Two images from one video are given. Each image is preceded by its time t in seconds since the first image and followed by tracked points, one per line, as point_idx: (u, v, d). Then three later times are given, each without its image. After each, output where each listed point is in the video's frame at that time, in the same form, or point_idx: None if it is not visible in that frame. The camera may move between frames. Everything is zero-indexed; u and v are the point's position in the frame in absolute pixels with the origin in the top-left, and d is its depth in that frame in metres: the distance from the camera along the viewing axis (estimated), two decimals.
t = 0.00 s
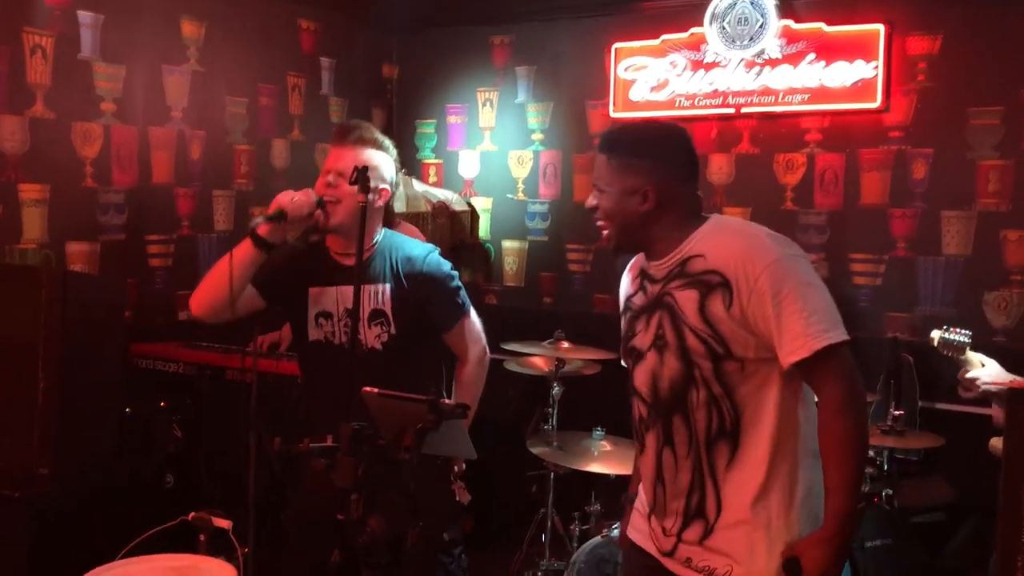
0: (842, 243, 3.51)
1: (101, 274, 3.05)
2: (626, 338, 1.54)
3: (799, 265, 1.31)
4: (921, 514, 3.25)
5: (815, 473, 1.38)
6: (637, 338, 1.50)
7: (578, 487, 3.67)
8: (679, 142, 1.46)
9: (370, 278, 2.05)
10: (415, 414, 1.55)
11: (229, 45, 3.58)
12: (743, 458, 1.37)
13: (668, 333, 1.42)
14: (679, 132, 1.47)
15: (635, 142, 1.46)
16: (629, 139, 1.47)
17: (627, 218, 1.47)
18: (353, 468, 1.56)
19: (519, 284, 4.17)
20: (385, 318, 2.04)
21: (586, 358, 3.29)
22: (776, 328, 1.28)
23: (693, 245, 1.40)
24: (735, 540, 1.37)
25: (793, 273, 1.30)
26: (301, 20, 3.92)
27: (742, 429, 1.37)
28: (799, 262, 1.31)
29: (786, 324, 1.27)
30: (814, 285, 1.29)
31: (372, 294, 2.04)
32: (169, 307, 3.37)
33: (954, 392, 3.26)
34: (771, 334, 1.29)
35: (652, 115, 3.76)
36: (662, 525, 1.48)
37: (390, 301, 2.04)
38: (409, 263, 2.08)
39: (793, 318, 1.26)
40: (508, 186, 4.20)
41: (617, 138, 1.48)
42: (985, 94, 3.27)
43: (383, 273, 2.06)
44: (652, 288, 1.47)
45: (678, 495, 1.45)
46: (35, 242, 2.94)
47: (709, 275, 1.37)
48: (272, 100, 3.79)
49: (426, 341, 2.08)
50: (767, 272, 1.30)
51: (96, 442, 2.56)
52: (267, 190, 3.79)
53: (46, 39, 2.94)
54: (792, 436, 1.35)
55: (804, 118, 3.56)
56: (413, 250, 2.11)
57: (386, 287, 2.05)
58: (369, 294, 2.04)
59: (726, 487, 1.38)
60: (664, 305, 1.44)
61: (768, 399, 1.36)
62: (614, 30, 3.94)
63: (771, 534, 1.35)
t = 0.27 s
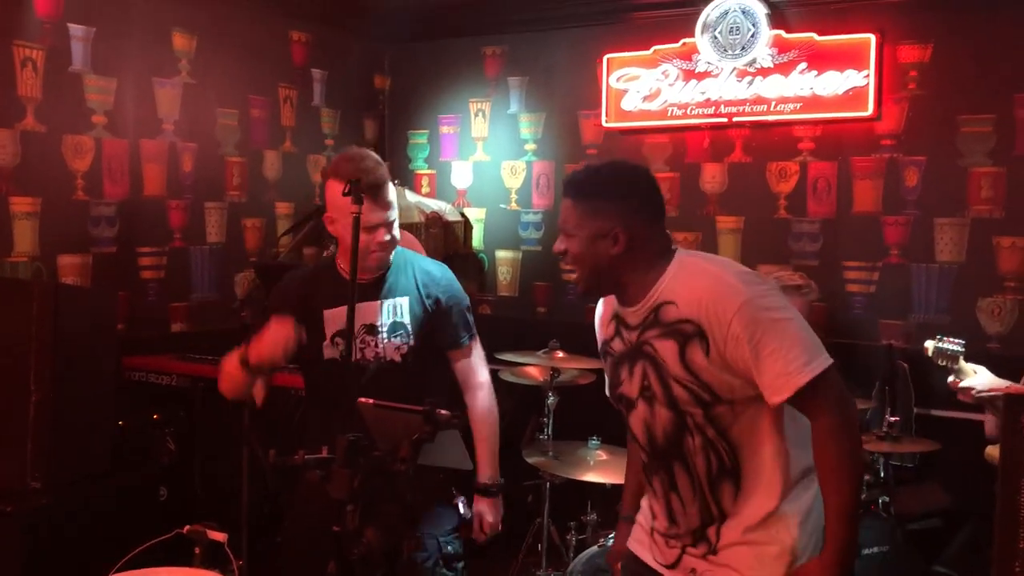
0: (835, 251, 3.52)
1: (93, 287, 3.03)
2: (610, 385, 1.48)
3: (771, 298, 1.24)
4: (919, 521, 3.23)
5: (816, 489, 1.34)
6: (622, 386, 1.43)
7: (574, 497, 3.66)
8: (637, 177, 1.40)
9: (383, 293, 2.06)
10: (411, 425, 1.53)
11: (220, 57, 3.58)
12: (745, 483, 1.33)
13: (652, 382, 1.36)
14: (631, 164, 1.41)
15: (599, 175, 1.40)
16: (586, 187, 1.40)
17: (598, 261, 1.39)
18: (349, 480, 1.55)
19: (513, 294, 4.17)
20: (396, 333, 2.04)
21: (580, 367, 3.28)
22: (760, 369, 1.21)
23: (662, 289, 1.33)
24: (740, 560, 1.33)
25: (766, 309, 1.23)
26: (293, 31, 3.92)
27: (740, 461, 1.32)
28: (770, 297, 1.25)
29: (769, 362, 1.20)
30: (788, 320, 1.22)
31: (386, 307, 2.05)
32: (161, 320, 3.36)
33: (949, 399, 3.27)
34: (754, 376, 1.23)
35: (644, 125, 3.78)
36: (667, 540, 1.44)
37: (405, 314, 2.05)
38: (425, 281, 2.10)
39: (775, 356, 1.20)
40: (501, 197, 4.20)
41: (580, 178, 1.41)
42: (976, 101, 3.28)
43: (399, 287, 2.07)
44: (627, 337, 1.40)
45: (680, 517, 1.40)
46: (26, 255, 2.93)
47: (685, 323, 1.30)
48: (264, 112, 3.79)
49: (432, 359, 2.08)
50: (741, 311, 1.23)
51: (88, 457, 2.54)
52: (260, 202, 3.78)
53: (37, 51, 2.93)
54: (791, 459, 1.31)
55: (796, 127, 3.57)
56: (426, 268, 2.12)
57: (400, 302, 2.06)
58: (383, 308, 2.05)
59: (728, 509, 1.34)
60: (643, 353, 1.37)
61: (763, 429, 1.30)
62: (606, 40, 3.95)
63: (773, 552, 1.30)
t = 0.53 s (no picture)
0: (825, 256, 3.53)
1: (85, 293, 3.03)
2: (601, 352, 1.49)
3: (782, 280, 1.29)
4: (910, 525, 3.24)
5: (794, 487, 1.34)
6: (614, 350, 1.45)
7: (567, 503, 3.67)
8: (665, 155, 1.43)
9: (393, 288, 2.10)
10: (405, 431, 1.53)
11: (212, 63, 3.57)
12: (723, 474, 1.32)
13: (649, 345, 1.38)
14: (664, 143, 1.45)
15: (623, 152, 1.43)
16: (617, 152, 1.43)
17: (611, 228, 1.43)
18: (343, 486, 1.56)
19: (505, 300, 4.17)
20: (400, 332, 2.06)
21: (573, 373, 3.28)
22: (763, 344, 1.25)
23: (677, 258, 1.37)
24: (714, 557, 1.32)
25: (778, 290, 1.27)
26: (284, 37, 3.92)
27: (721, 442, 1.32)
28: (781, 278, 1.29)
29: (774, 340, 1.24)
30: (794, 304, 1.27)
31: (394, 303, 2.09)
32: (153, 326, 3.35)
33: (939, 403, 3.28)
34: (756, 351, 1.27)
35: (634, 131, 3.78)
36: (639, 538, 1.42)
37: (411, 312, 2.09)
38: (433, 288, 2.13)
39: (779, 334, 1.24)
40: (493, 202, 4.20)
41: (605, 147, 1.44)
42: (964, 107, 3.31)
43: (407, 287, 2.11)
44: (632, 300, 1.43)
45: (655, 510, 1.39)
46: (17, 262, 2.92)
47: (692, 289, 1.34)
48: (255, 118, 3.79)
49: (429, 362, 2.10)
50: (753, 287, 1.27)
51: (80, 465, 2.53)
52: (251, 208, 3.78)
53: (27, 58, 2.93)
54: (771, 451, 1.32)
55: (786, 132, 3.59)
56: (433, 277, 2.15)
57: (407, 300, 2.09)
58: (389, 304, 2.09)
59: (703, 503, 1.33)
60: (645, 318, 1.40)
61: (748, 411, 1.32)
62: (597, 47, 3.96)
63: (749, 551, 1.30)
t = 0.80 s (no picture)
0: (816, 257, 3.55)
1: (76, 294, 3.02)
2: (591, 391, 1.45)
3: (745, 300, 1.22)
4: (902, 526, 3.24)
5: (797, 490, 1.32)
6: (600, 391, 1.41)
7: (559, 503, 3.67)
8: (612, 185, 1.37)
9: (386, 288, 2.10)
10: (399, 432, 1.54)
11: (204, 64, 3.57)
12: (722, 491, 1.30)
13: (628, 390, 1.34)
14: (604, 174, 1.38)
15: (574, 190, 1.37)
16: (563, 195, 1.37)
17: (569, 268, 1.38)
18: (336, 487, 1.55)
19: (497, 301, 4.17)
20: (392, 330, 2.07)
21: (565, 374, 3.29)
22: (732, 372, 1.18)
23: (638, 293, 1.31)
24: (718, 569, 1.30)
25: (739, 313, 1.20)
26: (276, 38, 3.92)
27: (716, 466, 1.30)
28: (744, 300, 1.22)
29: (741, 366, 1.17)
30: (763, 324, 1.19)
31: (389, 301, 2.09)
32: (144, 327, 3.35)
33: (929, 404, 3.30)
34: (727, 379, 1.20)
35: (626, 132, 3.78)
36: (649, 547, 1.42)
37: (404, 311, 2.09)
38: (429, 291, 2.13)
39: (747, 358, 1.17)
40: (485, 204, 4.20)
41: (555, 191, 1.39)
42: (954, 109, 3.32)
43: (404, 287, 2.12)
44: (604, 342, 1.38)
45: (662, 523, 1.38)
46: (8, 263, 2.91)
47: (655, 330, 1.28)
48: (247, 119, 3.78)
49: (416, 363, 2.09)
50: (715, 314, 1.20)
51: (70, 466, 2.52)
52: (243, 209, 3.78)
53: (19, 58, 2.92)
54: (764, 467, 1.28)
55: (777, 134, 3.60)
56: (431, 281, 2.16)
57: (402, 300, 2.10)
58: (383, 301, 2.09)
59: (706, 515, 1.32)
60: (619, 360, 1.34)
61: (737, 432, 1.28)
62: (589, 48, 3.97)
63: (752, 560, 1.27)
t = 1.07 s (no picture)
0: (806, 256, 3.56)
1: (66, 293, 3.01)
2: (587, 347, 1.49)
3: (767, 277, 1.29)
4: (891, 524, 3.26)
5: (772, 484, 1.35)
6: (602, 343, 1.45)
7: (550, 502, 3.68)
8: (662, 156, 1.44)
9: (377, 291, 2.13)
10: (392, 429, 1.54)
11: (194, 62, 3.56)
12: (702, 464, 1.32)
13: (635, 337, 1.38)
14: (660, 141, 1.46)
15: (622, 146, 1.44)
16: (615, 146, 1.44)
17: (612, 216, 1.42)
18: (329, 485, 1.55)
19: (489, 300, 4.18)
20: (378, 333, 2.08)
21: (556, 372, 3.29)
22: (742, 338, 1.25)
23: (667, 252, 1.37)
24: (694, 550, 1.31)
25: (762, 286, 1.27)
26: (267, 36, 3.91)
27: (701, 435, 1.32)
28: (766, 276, 1.29)
29: (751, 335, 1.24)
30: (777, 300, 1.26)
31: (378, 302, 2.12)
32: (134, 326, 3.34)
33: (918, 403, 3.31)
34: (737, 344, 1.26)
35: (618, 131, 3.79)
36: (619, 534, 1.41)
37: (391, 313, 2.10)
38: (418, 292, 2.13)
39: (761, 328, 1.24)
40: (476, 203, 4.21)
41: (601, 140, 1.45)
42: (943, 109, 3.34)
43: (392, 289, 2.13)
44: (621, 294, 1.43)
45: (635, 502, 1.38)
46: None
47: (677, 284, 1.34)
48: (237, 117, 3.77)
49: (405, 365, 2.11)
50: (738, 281, 1.27)
51: (59, 463, 2.52)
52: (234, 207, 3.77)
53: (9, 55, 2.91)
54: (749, 449, 1.32)
55: (768, 134, 3.61)
56: (422, 282, 2.15)
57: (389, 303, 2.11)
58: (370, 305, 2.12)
59: (685, 497, 1.33)
60: (632, 311, 1.40)
61: (730, 404, 1.32)
62: (580, 47, 3.97)
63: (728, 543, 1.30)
